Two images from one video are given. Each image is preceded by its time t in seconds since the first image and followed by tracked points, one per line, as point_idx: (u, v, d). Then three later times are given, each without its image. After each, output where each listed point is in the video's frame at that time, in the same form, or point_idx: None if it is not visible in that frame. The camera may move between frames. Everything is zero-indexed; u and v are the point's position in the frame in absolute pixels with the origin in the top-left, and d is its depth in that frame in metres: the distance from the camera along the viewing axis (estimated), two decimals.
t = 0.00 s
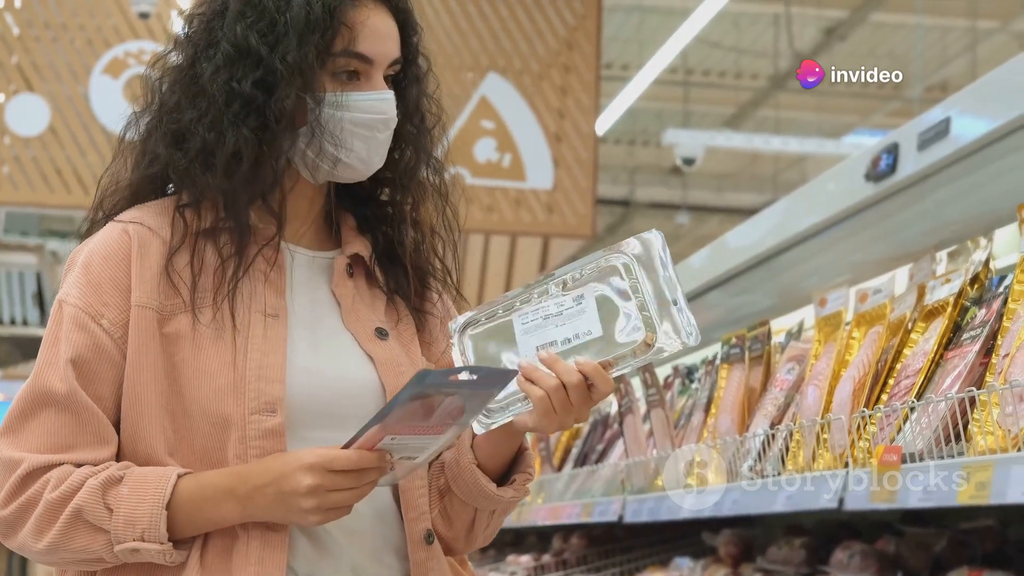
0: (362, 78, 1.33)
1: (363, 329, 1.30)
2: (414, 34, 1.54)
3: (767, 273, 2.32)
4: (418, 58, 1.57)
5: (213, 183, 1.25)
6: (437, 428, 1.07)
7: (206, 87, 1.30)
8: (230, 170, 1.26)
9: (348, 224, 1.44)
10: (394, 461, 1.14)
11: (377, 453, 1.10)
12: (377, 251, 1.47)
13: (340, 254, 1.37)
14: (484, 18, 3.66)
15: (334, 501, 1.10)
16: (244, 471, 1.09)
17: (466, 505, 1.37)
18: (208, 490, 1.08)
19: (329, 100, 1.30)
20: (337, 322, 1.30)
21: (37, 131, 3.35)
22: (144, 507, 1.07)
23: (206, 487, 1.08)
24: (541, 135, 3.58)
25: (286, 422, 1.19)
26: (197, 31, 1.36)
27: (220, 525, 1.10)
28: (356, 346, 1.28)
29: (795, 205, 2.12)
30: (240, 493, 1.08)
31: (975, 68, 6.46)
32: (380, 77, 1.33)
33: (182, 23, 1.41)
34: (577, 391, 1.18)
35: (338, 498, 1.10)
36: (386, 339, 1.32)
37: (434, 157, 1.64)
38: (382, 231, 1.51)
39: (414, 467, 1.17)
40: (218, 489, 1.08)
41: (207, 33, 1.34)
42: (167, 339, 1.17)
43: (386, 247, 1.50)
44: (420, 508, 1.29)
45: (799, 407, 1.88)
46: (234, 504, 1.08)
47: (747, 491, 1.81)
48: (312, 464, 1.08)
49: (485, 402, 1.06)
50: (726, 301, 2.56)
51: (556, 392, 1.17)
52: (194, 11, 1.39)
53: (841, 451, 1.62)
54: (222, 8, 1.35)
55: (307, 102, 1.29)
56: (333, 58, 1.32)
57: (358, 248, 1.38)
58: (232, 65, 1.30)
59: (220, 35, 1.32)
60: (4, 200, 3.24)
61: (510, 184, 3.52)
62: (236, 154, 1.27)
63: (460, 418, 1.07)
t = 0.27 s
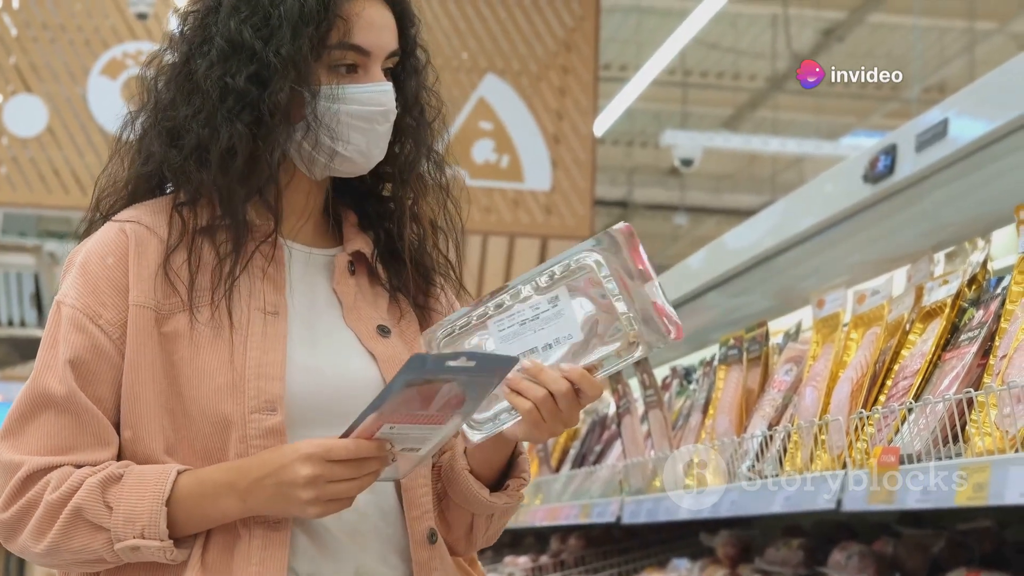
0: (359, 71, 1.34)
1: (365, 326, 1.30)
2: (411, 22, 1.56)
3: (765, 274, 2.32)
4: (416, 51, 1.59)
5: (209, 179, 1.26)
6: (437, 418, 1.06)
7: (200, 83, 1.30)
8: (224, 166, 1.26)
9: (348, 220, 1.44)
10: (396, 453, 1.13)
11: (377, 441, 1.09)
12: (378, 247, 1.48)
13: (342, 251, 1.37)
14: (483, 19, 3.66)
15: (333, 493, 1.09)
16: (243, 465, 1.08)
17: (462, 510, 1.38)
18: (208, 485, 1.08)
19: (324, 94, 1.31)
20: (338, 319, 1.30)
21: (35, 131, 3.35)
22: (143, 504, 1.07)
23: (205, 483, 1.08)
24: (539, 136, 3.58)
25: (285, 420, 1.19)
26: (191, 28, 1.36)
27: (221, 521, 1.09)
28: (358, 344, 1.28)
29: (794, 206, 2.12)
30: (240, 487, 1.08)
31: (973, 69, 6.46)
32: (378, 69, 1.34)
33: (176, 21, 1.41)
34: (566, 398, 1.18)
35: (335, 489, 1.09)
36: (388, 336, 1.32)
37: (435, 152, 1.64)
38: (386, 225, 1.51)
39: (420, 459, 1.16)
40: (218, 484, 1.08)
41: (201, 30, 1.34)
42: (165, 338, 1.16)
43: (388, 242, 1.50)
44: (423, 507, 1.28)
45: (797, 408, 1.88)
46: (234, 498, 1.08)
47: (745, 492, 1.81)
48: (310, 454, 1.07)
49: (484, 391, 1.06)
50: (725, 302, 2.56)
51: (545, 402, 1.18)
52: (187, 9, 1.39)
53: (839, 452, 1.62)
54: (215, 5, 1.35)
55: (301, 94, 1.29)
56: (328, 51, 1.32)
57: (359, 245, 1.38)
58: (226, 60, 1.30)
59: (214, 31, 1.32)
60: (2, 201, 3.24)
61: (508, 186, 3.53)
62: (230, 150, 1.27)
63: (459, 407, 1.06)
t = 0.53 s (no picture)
0: (359, 65, 1.34)
1: (366, 325, 1.30)
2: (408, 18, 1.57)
3: (765, 274, 2.32)
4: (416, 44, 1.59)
5: (209, 176, 1.25)
6: (437, 402, 1.04)
7: (199, 79, 1.30)
8: (226, 163, 1.26)
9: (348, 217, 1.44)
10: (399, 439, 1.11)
11: (376, 423, 1.07)
12: (380, 245, 1.48)
13: (343, 249, 1.37)
14: (482, 20, 3.66)
15: (331, 477, 1.07)
16: (245, 450, 1.08)
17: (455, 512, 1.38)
18: (207, 472, 1.08)
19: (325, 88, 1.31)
20: (339, 317, 1.29)
21: (34, 132, 3.36)
22: (143, 494, 1.07)
23: (204, 471, 1.08)
24: (538, 137, 3.58)
25: (285, 419, 1.19)
26: (189, 24, 1.36)
27: (222, 509, 1.09)
28: (359, 342, 1.28)
29: (792, 207, 2.12)
30: (240, 472, 1.08)
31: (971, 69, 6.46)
32: (377, 62, 1.34)
33: (173, 18, 1.41)
34: (544, 402, 1.20)
35: (335, 472, 1.07)
36: (389, 335, 1.32)
37: (435, 148, 1.64)
38: (387, 222, 1.51)
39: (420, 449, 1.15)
40: (218, 471, 1.08)
41: (199, 26, 1.34)
42: (163, 337, 1.16)
43: (388, 240, 1.50)
44: (424, 508, 1.28)
45: (795, 409, 1.88)
46: (235, 485, 1.08)
47: (743, 493, 1.81)
48: (309, 436, 1.06)
49: (485, 374, 1.04)
50: (724, 303, 2.57)
51: (522, 409, 1.18)
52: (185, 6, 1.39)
53: (837, 453, 1.62)
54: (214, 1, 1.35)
55: (303, 89, 1.29)
56: (329, 45, 1.32)
57: (360, 242, 1.38)
58: (225, 55, 1.30)
59: (213, 26, 1.32)
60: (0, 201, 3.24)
61: (507, 187, 3.53)
62: (231, 145, 1.27)
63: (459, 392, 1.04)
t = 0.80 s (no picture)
0: (356, 62, 1.34)
1: (366, 327, 1.30)
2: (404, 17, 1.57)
3: (763, 276, 2.32)
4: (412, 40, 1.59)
5: (205, 176, 1.25)
6: (437, 393, 1.05)
7: (194, 78, 1.30)
8: (223, 162, 1.26)
9: (348, 219, 1.44)
10: (402, 432, 1.11)
11: (375, 414, 1.06)
12: (380, 245, 1.49)
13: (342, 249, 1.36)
14: (480, 21, 3.66)
15: (333, 469, 1.07)
16: (248, 444, 1.08)
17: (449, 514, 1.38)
18: (208, 468, 1.08)
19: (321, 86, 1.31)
20: (340, 319, 1.29)
21: (32, 133, 3.36)
22: (144, 493, 1.07)
23: (204, 468, 1.08)
24: (536, 139, 3.59)
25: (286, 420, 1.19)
26: (182, 23, 1.35)
27: (223, 505, 1.09)
28: (359, 343, 1.28)
29: (790, 208, 2.12)
30: (241, 467, 1.07)
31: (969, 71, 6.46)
32: (375, 58, 1.34)
33: (166, 17, 1.41)
34: (526, 397, 1.24)
35: (337, 464, 1.07)
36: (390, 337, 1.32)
37: (432, 146, 1.64)
38: (386, 221, 1.51)
39: (421, 444, 1.15)
40: (220, 466, 1.08)
41: (192, 24, 1.34)
42: (161, 339, 1.16)
43: (388, 239, 1.50)
44: (425, 511, 1.28)
45: (793, 411, 1.88)
46: (238, 479, 1.07)
47: (742, 495, 1.81)
48: (308, 428, 1.06)
49: (485, 363, 1.06)
50: (722, 304, 2.56)
51: (504, 409, 1.23)
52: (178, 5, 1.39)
53: (836, 454, 1.62)
54: None
55: (299, 86, 1.29)
56: (324, 42, 1.32)
57: (360, 242, 1.38)
58: (220, 53, 1.30)
59: (207, 24, 1.32)
60: None
61: (506, 188, 3.54)
62: (227, 144, 1.27)
63: (458, 379, 1.05)
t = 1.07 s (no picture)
0: (355, 61, 1.34)
1: (367, 330, 1.30)
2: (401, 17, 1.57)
3: (762, 277, 2.32)
4: (410, 39, 1.60)
5: (202, 178, 1.25)
6: (437, 390, 1.05)
7: (191, 79, 1.30)
8: (219, 164, 1.26)
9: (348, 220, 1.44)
10: (405, 430, 1.11)
11: (375, 413, 1.06)
12: (380, 246, 1.49)
13: (342, 251, 1.36)
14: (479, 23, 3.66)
15: (335, 469, 1.07)
16: (250, 445, 1.08)
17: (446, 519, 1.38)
18: (209, 471, 1.08)
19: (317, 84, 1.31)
20: (340, 322, 1.29)
21: (31, 135, 3.36)
22: (144, 498, 1.07)
23: (205, 472, 1.08)
24: (535, 140, 3.59)
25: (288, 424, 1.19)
26: (179, 24, 1.35)
27: (225, 508, 1.08)
28: (360, 347, 1.28)
29: (789, 210, 2.12)
30: (242, 471, 1.07)
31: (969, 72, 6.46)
32: (375, 57, 1.34)
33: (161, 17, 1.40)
34: (518, 403, 1.23)
35: (340, 464, 1.07)
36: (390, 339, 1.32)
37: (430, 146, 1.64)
38: (385, 222, 1.52)
39: (422, 446, 1.15)
40: (221, 469, 1.08)
41: (189, 25, 1.34)
42: (160, 343, 1.16)
43: (387, 241, 1.50)
44: (427, 516, 1.29)
45: (792, 412, 1.88)
46: (239, 482, 1.07)
47: (741, 496, 1.81)
48: (308, 428, 1.06)
49: (484, 360, 1.05)
50: (721, 306, 2.57)
51: (497, 416, 1.23)
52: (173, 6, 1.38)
53: (835, 456, 1.62)
54: None
55: (297, 86, 1.29)
56: (322, 42, 1.32)
57: (359, 245, 1.37)
58: (217, 54, 1.30)
59: (203, 25, 1.32)
60: None
61: (505, 189, 3.54)
62: (224, 146, 1.27)
63: (457, 377, 1.05)
